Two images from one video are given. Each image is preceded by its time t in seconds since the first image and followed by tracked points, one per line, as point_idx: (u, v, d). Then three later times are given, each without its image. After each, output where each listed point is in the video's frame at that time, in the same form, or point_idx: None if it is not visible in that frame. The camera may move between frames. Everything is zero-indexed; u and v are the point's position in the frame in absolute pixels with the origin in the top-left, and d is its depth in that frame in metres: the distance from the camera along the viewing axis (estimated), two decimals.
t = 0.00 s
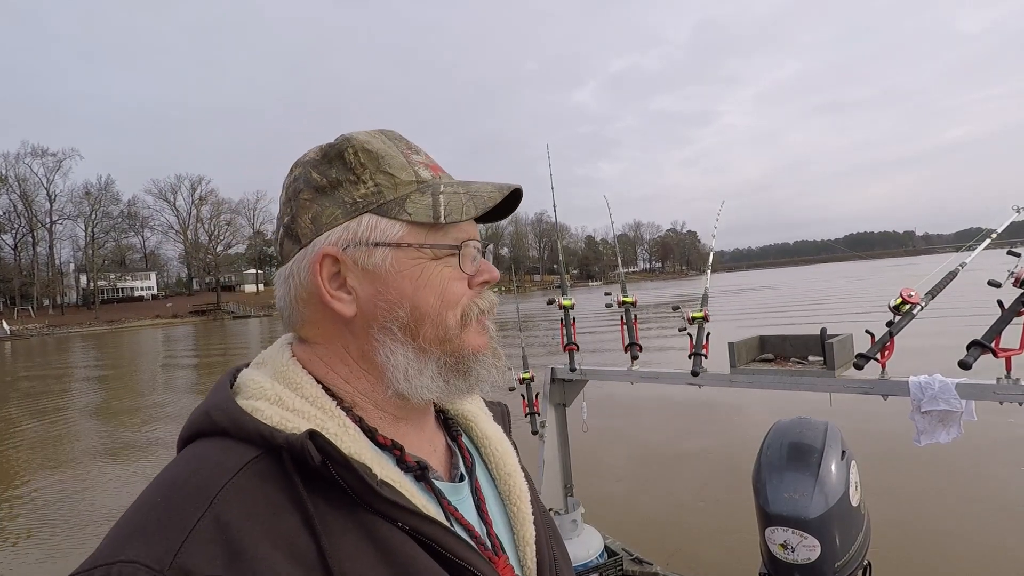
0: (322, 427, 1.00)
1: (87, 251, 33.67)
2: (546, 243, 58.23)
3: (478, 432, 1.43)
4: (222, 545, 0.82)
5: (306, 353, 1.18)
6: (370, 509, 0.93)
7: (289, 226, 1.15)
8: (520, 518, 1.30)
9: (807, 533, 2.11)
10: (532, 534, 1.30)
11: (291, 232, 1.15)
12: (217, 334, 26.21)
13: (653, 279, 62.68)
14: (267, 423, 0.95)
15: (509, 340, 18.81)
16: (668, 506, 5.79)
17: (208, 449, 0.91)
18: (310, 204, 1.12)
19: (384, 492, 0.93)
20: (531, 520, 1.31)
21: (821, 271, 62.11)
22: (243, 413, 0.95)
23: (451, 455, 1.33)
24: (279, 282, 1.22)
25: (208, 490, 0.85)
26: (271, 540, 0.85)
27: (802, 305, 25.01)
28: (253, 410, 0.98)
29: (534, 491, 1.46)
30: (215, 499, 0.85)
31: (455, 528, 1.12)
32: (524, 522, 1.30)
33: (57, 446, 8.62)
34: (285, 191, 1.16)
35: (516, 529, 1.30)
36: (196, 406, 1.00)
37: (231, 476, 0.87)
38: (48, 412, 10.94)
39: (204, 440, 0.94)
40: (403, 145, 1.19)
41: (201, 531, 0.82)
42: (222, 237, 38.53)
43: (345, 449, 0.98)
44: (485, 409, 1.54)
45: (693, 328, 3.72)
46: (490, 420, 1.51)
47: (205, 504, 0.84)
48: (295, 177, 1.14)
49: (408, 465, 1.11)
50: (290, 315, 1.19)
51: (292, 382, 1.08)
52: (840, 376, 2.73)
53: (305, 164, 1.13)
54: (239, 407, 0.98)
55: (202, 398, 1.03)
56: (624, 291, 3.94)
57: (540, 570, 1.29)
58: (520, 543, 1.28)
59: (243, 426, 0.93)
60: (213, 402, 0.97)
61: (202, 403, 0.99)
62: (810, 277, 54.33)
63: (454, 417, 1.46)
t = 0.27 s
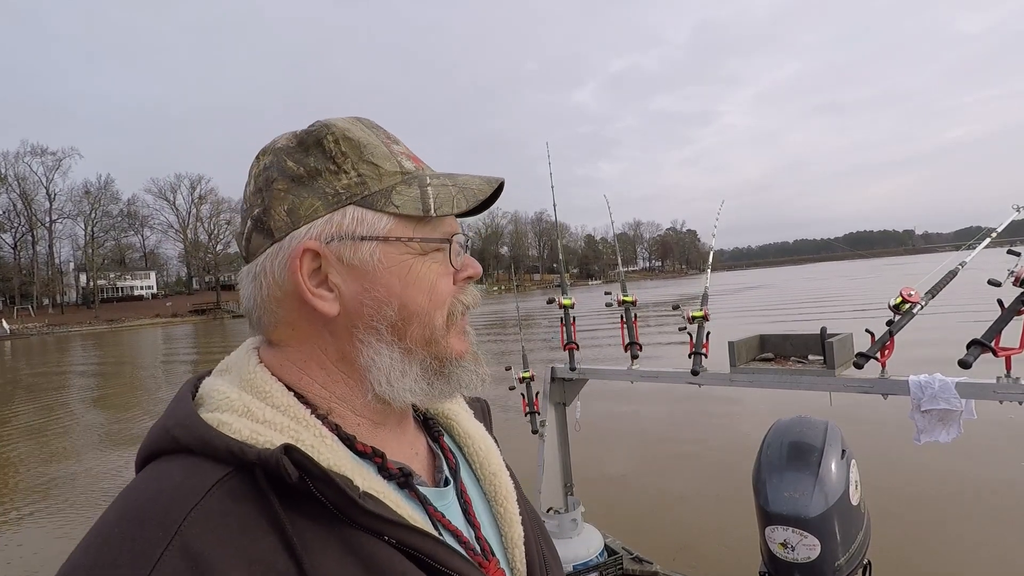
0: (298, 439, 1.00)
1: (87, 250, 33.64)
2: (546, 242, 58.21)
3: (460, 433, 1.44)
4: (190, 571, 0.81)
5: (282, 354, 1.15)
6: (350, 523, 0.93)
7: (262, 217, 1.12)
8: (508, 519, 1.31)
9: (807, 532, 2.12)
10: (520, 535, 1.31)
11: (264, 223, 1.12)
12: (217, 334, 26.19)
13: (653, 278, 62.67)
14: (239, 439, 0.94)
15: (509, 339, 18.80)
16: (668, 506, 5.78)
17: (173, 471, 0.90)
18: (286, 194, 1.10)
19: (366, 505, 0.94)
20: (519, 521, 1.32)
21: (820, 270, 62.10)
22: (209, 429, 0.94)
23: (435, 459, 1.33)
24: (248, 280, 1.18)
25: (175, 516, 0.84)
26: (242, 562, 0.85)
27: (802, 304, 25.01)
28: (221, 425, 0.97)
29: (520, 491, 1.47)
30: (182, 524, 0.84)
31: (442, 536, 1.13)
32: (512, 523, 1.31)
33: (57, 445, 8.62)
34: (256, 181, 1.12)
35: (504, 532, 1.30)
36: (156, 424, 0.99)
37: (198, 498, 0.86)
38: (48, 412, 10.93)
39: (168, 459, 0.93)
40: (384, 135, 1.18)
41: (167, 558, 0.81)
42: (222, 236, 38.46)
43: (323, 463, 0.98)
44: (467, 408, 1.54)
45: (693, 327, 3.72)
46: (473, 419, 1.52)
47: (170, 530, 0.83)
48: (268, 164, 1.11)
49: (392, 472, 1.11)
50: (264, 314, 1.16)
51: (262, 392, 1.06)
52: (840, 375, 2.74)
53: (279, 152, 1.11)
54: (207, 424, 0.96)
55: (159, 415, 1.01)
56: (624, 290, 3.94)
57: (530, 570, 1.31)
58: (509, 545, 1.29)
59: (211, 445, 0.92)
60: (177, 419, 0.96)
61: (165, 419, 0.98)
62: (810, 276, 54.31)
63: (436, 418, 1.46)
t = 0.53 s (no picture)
0: (277, 443, 0.98)
1: (88, 251, 33.67)
2: (546, 240, 58.24)
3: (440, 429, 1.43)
4: None
5: (263, 352, 1.12)
6: (334, 527, 0.92)
7: (239, 208, 1.08)
8: (493, 514, 1.31)
9: (807, 527, 2.12)
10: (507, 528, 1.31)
11: (243, 214, 1.08)
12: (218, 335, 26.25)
13: (652, 276, 62.71)
14: (213, 447, 0.91)
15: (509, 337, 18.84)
16: (668, 502, 5.78)
17: (142, 484, 0.87)
18: (270, 183, 1.07)
19: (352, 507, 0.92)
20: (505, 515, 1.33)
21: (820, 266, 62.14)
22: (180, 438, 0.90)
23: (417, 457, 1.33)
24: (219, 275, 1.12)
25: (149, 530, 0.81)
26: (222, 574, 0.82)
27: (802, 300, 25.04)
28: (192, 432, 0.93)
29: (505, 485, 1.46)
30: (156, 540, 0.80)
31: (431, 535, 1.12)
32: (498, 518, 1.31)
33: (59, 446, 8.64)
34: (231, 168, 1.07)
35: (489, 528, 1.30)
36: (122, 432, 0.94)
37: (172, 511, 0.83)
38: (50, 413, 10.97)
39: (136, 472, 0.89)
40: (366, 126, 1.19)
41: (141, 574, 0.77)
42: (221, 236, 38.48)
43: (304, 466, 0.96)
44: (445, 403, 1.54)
45: (693, 323, 3.72)
46: (452, 414, 1.51)
47: (143, 547, 0.80)
48: (247, 151, 1.07)
49: (376, 472, 1.10)
50: (241, 311, 1.11)
51: (234, 396, 1.03)
52: (840, 371, 2.74)
53: (258, 139, 1.07)
54: (178, 431, 0.92)
55: (123, 424, 0.97)
56: (624, 286, 3.94)
57: (518, 564, 1.31)
58: (496, 539, 1.29)
59: (185, 454, 0.88)
60: (145, 427, 0.92)
61: (131, 427, 0.94)
62: (810, 273, 54.33)
63: (415, 414, 1.45)
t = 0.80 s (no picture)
0: (271, 449, 0.94)
1: (87, 253, 33.74)
2: (545, 240, 58.31)
3: (425, 430, 1.42)
4: None
5: (276, 349, 1.07)
6: (334, 533, 0.89)
7: (262, 197, 1.02)
8: (485, 513, 1.31)
9: (806, 525, 2.12)
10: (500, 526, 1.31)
11: (266, 205, 1.02)
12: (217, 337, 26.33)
13: (651, 275, 62.79)
14: (202, 456, 0.85)
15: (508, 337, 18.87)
16: (667, 501, 5.77)
17: (121, 498, 0.80)
18: (299, 175, 1.04)
19: (355, 512, 0.89)
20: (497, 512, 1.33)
21: (819, 265, 62.17)
22: (164, 447, 0.84)
23: (405, 460, 1.32)
24: (226, 267, 1.04)
25: (137, 545, 0.75)
26: None
27: (801, 299, 25.06)
28: (175, 440, 0.87)
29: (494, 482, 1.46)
30: (147, 555, 0.75)
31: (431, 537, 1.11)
32: (489, 517, 1.31)
33: (59, 449, 8.67)
34: (253, 156, 1.02)
35: (482, 527, 1.30)
36: (93, 444, 0.87)
37: (161, 526, 0.77)
38: (51, 415, 11.01)
39: (111, 486, 0.83)
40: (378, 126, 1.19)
41: None
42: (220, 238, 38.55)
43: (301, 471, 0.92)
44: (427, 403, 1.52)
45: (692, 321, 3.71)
46: (435, 414, 1.50)
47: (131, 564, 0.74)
48: (272, 140, 1.03)
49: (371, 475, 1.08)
50: (252, 306, 1.04)
51: (216, 402, 0.97)
52: (840, 369, 2.73)
53: (286, 130, 1.04)
54: (163, 441, 0.86)
55: (94, 435, 0.90)
56: (623, 285, 3.93)
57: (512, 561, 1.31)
58: (489, 538, 1.28)
59: (172, 465, 0.83)
60: (123, 438, 0.86)
61: (106, 438, 0.87)
62: (809, 272, 54.38)
63: (397, 416, 1.43)
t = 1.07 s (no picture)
0: (278, 460, 0.93)
1: (87, 254, 33.76)
2: (545, 241, 58.34)
3: (422, 436, 1.41)
4: None
5: (275, 353, 1.05)
6: (350, 544, 0.88)
7: (264, 192, 1.01)
8: (485, 517, 1.31)
9: (806, 526, 2.12)
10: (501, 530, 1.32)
11: (267, 200, 1.01)
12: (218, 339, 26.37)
13: (651, 276, 62.78)
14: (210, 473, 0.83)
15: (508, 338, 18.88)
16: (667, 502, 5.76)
17: (124, 520, 0.79)
18: (301, 170, 1.03)
19: (374, 524, 0.89)
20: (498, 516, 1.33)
21: (819, 266, 62.15)
22: (168, 465, 0.82)
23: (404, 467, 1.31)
24: (224, 267, 1.02)
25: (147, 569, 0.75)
26: None
27: (801, 300, 25.05)
28: (177, 455, 0.85)
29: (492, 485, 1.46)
30: None
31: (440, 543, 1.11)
32: (490, 522, 1.31)
33: (59, 450, 8.68)
34: (255, 149, 1.01)
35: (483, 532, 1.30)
36: (81, 462, 0.85)
37: (170, 547, 0.76)
38: (51, 417, 11.03)
39: (108, 507, 0.81)
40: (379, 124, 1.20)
41: None
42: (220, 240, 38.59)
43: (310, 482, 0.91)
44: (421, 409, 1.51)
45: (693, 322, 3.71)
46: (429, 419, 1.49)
47: None
48: (274, 134, 1.02)
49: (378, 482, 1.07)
50: (251, 308, 1.03)
51: (215, 412, 0.95)
52: (840, 369, 2.73)
53: (288, 124, 1.04)
54: (167, 456, 0.84)
55: (81, 450, 0.87)
56: (623, 286, 3.94)
57: (515, 563, 1.32)
58: (491, 542, 1.28)
59: (177, 483, 0.81)
60: (116, 454, 0.83)
61: (95, 455, 0.84)
62: (809, 273, 54.37)
63: (393, 422, 1.43)
